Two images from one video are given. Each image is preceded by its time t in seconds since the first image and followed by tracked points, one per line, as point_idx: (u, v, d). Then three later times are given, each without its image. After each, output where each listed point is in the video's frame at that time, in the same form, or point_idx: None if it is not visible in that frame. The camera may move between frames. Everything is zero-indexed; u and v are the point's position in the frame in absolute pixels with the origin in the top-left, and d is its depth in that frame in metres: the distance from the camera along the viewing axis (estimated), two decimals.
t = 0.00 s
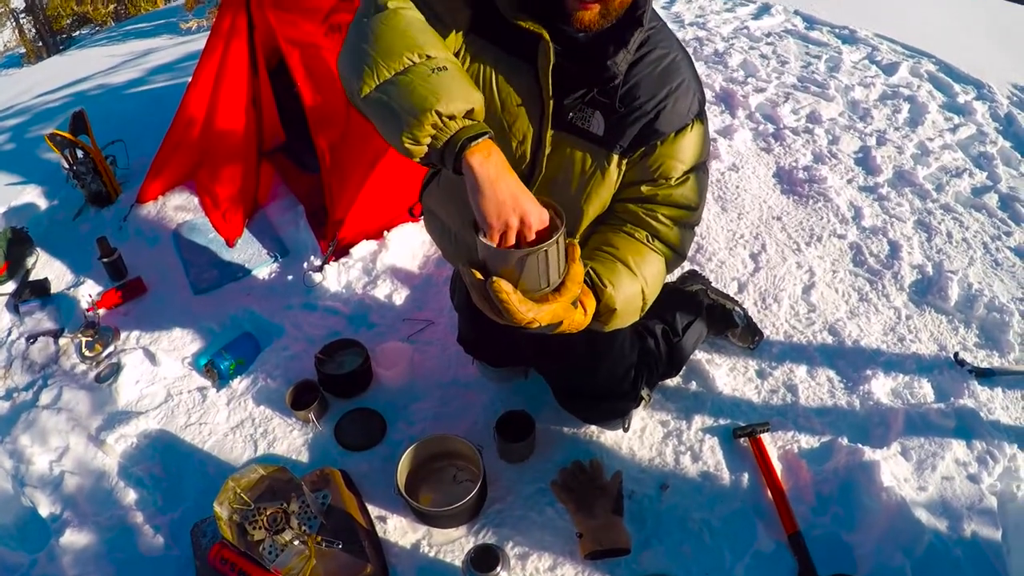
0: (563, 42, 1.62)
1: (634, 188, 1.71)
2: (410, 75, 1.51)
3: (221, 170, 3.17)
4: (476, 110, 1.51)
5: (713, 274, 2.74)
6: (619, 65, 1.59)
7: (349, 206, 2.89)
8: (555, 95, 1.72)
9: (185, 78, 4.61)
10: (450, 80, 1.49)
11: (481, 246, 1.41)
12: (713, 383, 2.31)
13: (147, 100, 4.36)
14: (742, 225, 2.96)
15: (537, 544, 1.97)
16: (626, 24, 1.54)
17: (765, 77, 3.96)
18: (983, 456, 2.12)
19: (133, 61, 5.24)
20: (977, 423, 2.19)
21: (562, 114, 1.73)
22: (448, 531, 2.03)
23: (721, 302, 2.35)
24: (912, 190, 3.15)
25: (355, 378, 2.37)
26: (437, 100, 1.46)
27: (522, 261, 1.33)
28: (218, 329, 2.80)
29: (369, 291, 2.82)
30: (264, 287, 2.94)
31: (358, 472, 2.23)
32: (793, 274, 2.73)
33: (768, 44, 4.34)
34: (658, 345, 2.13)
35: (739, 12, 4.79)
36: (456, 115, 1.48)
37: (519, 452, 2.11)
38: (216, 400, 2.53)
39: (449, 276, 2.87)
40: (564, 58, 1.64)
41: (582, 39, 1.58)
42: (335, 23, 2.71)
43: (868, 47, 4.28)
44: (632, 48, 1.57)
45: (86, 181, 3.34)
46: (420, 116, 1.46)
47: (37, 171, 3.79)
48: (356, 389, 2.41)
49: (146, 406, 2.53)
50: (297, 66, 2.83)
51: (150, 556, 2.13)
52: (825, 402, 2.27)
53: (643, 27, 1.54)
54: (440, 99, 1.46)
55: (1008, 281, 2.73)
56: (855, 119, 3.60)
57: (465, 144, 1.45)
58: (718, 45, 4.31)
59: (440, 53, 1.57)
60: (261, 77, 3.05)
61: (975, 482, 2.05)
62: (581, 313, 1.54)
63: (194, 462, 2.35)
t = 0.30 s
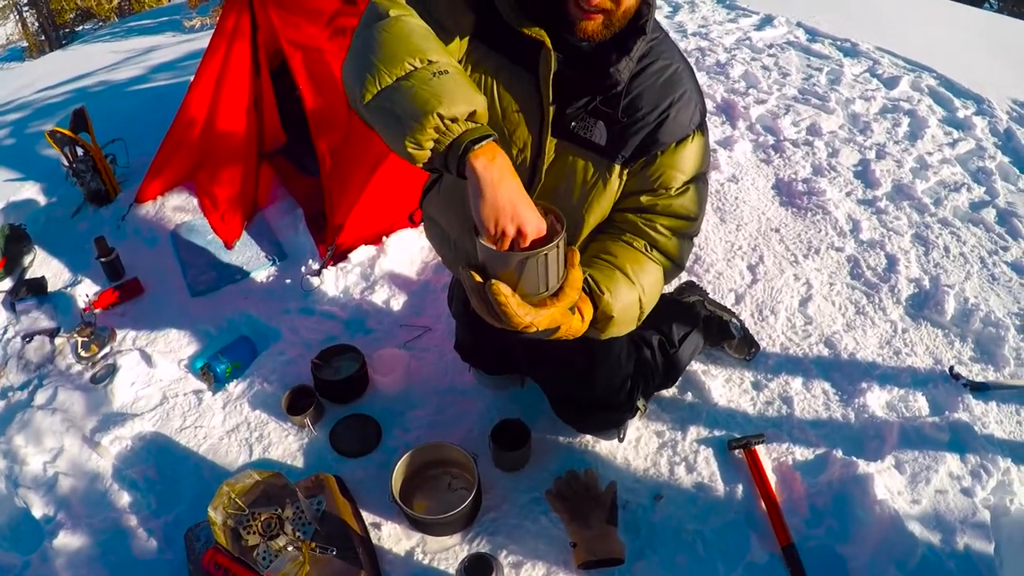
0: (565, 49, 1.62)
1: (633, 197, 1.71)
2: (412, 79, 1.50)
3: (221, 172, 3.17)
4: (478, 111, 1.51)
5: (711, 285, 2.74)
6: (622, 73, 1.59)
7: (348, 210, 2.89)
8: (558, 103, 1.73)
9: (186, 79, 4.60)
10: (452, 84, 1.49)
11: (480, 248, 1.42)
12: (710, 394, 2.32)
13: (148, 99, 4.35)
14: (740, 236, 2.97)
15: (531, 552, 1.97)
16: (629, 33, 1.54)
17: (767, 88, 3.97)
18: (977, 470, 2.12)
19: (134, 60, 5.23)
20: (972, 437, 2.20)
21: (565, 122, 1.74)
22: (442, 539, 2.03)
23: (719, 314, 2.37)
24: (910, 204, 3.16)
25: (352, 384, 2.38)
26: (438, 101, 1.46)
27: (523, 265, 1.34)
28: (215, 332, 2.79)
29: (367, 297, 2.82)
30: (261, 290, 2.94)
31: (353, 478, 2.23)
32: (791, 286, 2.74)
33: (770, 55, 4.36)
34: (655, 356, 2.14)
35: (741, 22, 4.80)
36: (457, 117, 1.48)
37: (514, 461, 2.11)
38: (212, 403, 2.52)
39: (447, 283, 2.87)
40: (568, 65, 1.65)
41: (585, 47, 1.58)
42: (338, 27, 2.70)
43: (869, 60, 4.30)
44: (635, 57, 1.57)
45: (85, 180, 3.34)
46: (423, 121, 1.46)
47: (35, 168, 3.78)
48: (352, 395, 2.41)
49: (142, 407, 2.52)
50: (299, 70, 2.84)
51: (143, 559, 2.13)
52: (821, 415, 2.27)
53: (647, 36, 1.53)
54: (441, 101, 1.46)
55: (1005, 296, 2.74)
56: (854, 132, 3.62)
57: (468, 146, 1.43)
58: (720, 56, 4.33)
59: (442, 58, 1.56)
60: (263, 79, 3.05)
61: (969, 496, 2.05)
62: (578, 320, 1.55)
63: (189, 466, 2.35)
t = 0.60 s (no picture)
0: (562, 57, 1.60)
1: (633, 205, 1.72)
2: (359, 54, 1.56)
3: (220, 175, 3.18)
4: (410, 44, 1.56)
5: (709, 290, 2.75)
6: (620, 83, 1.59)
7: (348, 214, 2.89)
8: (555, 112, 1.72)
9: (186, 82, 4.61)
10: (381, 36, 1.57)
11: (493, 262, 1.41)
12: (707, 399, 2.32)
13: (147, 103, 4.36)
14: (738, 240, 2.97)
15: (528, 556, 1.97)
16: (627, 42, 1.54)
17: (765, 92, 3.98)
18: (975, 474, 2.13)
19: (133, 63, 5.25)
20: (969, 441, 2.20)
21: (563, 132, 1.73)
22: (440, 543, 2.03)
23: (715, 318, 2.38)
24: (909, 207, 3.16)
25: (350, 389, 2.38)
26: (371, 49, 1.52)
27: (535, 279, 1.33)
28: (215, 336, 2.80)
29: (365, 301, 2.82)
30: (260, 294, 2.95)
31: (352, 483, 2.24)
32: (788, 291, 2.74)
33: (768, 58, 4.36)
34: (652, 361, 2.13)
35: (739, 26, 4.81)
36: (394, 57, 1.53)
37: (512, 465, 2.12)
38: (211, 407, 2.53)
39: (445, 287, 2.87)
40: (565, 75, 1.64)
41: (583, 55, 1.57)
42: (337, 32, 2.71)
43: (867, 63, 4.30)
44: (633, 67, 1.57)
45: (85, 184, 3.35)
46: (361, 74, 1.52)
47: (35, 171, 3.79)
48: (351, 400, 2.42)
49: (141, 411, 2.53)
50: (297, 75, 2.84)
51: (142, 562, 2.13)
52: (818, 419, 2.28)
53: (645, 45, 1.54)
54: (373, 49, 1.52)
55: (1003, 299, 2.74)
56: (853, 135, 3.62)
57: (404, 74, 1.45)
58: (718, 59, 4.33)
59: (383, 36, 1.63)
60: (262, 84, 3.05)
61: (966, 500, 2.06)
62: (584, 333, 1.58)
63: (189, 469, 2.36)
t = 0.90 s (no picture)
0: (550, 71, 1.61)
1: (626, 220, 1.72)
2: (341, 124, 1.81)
3: (220, 188, 3.22)
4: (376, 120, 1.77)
5: (705, 293, 2.77)
6: (608, 104, 1.60)
7: (347, 224, 2.93)
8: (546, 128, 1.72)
9: (184, 93, 4.65)
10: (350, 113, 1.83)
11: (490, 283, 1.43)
12: (705, 401, 2.34)
13: (145, 115, 4.40)
14: (734, 243, 2.99)
15: (530, 560, 1.99)
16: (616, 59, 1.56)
17: (759, 93, 3.99)
18: (972, 472, 2.14)
19: (131, 75, 5.28)
20: (966, 439, 2.21)
21: (555, 147, 1.74)
22: (443, 548, 2.06)
23: (714, 322, 2.38)
24: (904, 205, 3.18)
25: (352, 397, 2.41)
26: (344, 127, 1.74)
27: (534, 301, 1.35)
28: (217, 347, 2.83)
29: (366, 310, 2.85)
30: (262, 304, 2.98)
31: (355, 490, 2.26)
32: (785, 292, 2.76)
33: (762, 59, 4.38)
34: (650, 365, 2.16)
35: (733, 27, 4.83)
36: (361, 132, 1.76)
37: (512, 470, 2.14)
38: (215, 418, 2.56)
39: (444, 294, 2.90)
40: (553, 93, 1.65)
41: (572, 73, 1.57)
42: (332, 43, 2.76)
43: (861, 61, 4.31)
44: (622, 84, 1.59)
45: (85, 197, 3.38)
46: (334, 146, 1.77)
47: (36, 185, 3.83)
48: (353, 408, 2.45)
49: (146, 422, 2.56)
50: (295, 88, 2.86)
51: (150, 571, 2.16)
52: (816, 420, 2.29)
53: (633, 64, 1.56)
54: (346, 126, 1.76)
55: (1000, 296, 2.76)
56: (847, 135, 3.64)
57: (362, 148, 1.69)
58: (712, 61, 4.35)
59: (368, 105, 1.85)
60: (259, 96, 3.09)
61: (964, 497, 2.07)
62: (581, 349, 1.58)
63: (195, 479, 2.38)
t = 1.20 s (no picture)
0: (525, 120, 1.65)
1: (609, 249, 1.79)
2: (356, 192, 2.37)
3: (221, 204, 3.31)
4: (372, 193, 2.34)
5: (697, 304, 2.84)
6: (585, 148, 1.63)
7: (347, 239, 3.01)
8: (529, 170, 1.78)
9: (184, 107, 4.74)
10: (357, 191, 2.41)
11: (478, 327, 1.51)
12: (695, 410, 2.41)
13: (144, 129, 4.49)
14: (725, 254, 3.06)
15: (526, 565, 2.06)
16: (592, 104, 1.58)
17: (751, 104, 4.07)
18: (957, 476, 2.20)
19: (131, 88, 5.38)
20: (952, 444, 2.27)
21: (541, 185, 1.80)
22: (442, 554, 2.12)
23: (703, 333, 2.45)
24: (893, 214, 3.25)
25: (354, 409, 2.48)
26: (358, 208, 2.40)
27: (518, 344, 1.45)
28: (222, 360, 2.91)
29: (367, 324, 2.93)
30: (265, 318, 3.06)
31: (357, 499, 2.33)
32: (774, 302, 2.83)
33: (755, 70, 4.46)
34: (641, 376, 2.21)
35: (726, 38, 4.91)
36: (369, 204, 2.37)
37: (509, 479, 2.21)
38: (220, 430, 2.63)
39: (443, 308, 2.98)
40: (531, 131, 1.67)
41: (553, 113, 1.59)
42: (331, 63, 2.86)
43: (853, 70, 4.39)
44: (599, 128, 1.61)
45: (89, 213, 3.47)
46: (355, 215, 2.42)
47: (40, 200, 3.92)
48: (355, 420, 2.52)
49: (154, 435, 2.64)
50: (295, 105, 2.94)
51: None
52: (804, 427, 2.36)
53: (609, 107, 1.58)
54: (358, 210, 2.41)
55: (987, 303, 2.82)
56: (838, 145, 3.71)
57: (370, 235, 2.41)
58: (706, 72, 4.43)
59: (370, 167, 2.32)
60: (259, 112, 3.19)
61: (949, 500, 2.13)
62: (569, 376, 1.64)
63: (202, 489, 2.46)
